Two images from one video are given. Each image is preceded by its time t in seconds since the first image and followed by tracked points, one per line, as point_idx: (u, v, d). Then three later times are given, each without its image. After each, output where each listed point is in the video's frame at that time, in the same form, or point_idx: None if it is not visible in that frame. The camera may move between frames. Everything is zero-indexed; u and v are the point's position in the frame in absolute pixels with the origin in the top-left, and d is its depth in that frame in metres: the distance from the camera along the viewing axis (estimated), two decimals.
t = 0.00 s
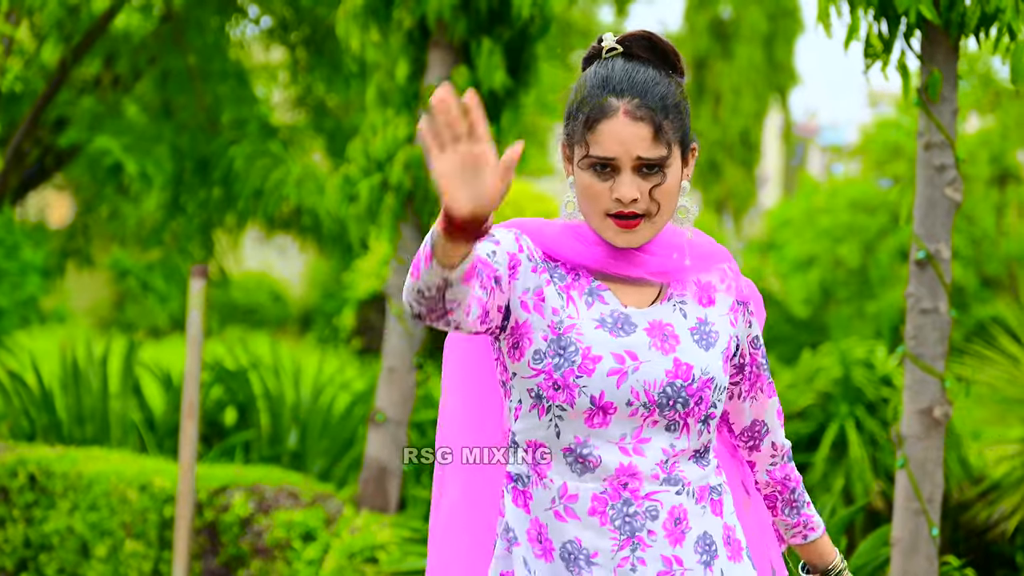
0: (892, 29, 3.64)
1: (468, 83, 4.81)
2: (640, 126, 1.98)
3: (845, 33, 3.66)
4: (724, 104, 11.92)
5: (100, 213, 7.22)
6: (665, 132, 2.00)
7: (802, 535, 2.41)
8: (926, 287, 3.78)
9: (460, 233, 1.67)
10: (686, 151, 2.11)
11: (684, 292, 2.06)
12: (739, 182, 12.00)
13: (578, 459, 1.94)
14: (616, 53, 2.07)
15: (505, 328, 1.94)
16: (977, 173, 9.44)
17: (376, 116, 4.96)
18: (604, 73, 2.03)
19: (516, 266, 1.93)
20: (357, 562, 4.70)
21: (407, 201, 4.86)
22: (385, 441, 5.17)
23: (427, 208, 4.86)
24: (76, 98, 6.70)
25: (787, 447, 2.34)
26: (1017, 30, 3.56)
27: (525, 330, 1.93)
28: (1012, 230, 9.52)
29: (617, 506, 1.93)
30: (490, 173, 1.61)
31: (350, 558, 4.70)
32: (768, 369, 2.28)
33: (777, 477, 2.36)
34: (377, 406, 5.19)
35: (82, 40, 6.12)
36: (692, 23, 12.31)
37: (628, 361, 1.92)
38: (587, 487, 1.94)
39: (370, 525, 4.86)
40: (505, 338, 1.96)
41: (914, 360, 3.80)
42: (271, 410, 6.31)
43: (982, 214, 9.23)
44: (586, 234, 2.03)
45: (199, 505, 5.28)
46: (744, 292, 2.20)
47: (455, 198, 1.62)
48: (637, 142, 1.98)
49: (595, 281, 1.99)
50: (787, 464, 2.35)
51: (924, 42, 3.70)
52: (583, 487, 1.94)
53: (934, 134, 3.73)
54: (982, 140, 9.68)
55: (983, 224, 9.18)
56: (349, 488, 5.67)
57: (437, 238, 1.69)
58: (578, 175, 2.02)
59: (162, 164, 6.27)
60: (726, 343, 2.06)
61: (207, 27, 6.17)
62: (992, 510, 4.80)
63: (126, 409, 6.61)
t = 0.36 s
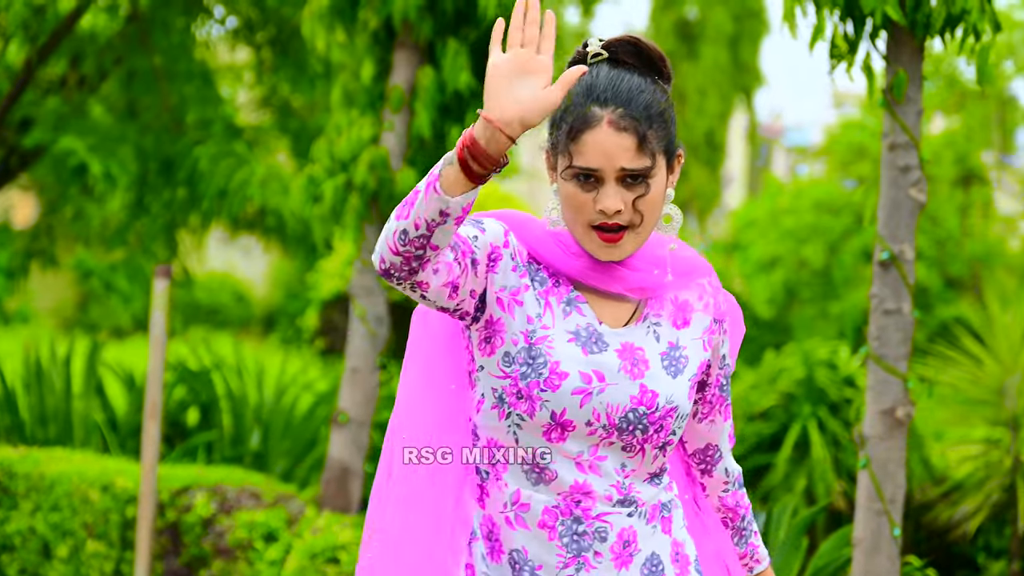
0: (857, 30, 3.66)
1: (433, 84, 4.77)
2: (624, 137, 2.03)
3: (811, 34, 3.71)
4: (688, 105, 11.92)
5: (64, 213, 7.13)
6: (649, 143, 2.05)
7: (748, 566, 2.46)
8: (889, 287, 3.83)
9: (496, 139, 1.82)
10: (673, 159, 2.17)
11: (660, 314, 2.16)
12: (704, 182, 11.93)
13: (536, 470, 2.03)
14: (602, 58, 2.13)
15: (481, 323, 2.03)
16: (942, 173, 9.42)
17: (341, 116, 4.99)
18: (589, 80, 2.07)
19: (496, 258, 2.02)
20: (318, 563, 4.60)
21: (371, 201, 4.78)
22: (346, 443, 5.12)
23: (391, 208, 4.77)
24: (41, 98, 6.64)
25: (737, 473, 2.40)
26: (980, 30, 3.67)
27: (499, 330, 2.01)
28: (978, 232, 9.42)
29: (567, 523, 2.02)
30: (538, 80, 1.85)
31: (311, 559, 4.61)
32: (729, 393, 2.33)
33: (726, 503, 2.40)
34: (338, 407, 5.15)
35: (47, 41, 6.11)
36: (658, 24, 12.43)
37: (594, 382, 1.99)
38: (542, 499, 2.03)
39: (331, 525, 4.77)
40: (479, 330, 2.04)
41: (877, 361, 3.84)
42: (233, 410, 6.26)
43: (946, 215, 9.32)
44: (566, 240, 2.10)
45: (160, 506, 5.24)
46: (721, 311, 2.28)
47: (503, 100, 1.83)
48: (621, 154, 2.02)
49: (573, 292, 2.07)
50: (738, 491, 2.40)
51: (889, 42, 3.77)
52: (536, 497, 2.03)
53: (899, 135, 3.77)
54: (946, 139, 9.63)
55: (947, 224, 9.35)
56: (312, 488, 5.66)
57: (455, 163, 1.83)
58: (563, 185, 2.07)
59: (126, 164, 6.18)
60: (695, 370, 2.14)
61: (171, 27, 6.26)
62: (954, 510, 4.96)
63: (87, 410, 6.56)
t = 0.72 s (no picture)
0: (773, 27, 3.62)
1: (350, 80, 4.70)
2: (539, 147, 1.94)
3: (727, 31, 3.70)
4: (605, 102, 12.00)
5: None
6: (564, 150, 1.96)
7: (692, 546, 2.42)
8: (804, 285, 3.79)
9: (380, 196, 1.76)
10: (588, 162, 2.07)
11: (572, 315, 2.07)
12: (619, 179, 12.15)
13: (441, 474, 1.95)
14: (520, 61, 2.04)
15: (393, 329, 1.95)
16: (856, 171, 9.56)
17: (257, 112, 4.87)
18: (505, 86, 1.98)
19: (405, 265, 1.94)
20: (233, 560, 4.51)
21: (288, 197, 4.70)
22: (261, 439, 5.00)
23: (308, 205, 4.71)
24: None
25: (671, 456, 2.35)
26: (897, 26, 3.57)
27: (407, 337, 1.94)
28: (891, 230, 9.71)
29: (473, 526, 1.94)
30: (426, 135, 1.78)
31: (226, 555, 4.52)
32: (655, 384, 2.25)
33: (660, 488, 2.36)
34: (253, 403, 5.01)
35: None
36: (575, 21, 12.44)
37: (500, 390, 1.91)
38: (446, 504, 1.95)
39: (246, 522, 4.68)
40: (389, 334, 1.96)
41: (793, 357, 3.83)
42: (148, 407, 6.07)
43: (861, 212, 9.49)
44: (480, 244, 2.01)
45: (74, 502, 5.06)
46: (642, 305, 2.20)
47: (387, 157, 1.76)
48: (536, 164, 1.93)
49: (483, 296, 1.98)
50: (675, 473, 2.36)
51: (806, 39, 3.67)
52: (443, 501, 1.95)
53: (815, 132, 3.72)
54: (862, 137, 9.90)
55: (863, 222, 9.50)
56: (227, 486, 5.54)
57: (340, 213, 1.77)
58: (476, 189, 1.98)
59: (41, 160, 5.82)
60: (607, 371, 2.05)
61: (89, 25, 5.95)
62: (869, 508, 5.26)
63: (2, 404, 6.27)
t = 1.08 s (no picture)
0: (732, 26, 3.61)
1: (309, 80, 4.65)
2: (504, 126, 1.80)
3: (686, 30, 3.68)
4: (565, 100, 12.01)
5: None
6: (529, 133, 1.83)
7: (655, 544, 2.24)
8: (766, 283, 3.76)
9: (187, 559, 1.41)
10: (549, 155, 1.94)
11: (537, 314, 1.90)
12: (580, 178, 12.19)
13: (411, 482, 1.80)
14: (478, 56, 1.88)
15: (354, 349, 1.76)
16: (818, 169, 9.58)
17: (217, 111, 4.80)
18: (464, 73, 1.83)
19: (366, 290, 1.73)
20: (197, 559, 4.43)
21: (249, 196, 4.65)
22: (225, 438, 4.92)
23: (268, 203, 4.66)
24: None
25: (637, 449, 2.18)
26: (856, 26, 3.57)
27: (366, 349, 1.75)
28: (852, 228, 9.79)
29: (446, 532, 1.81)
30: None
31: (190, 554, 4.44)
32: (622, 375, 2.09)
33: (624, 482, 2.19)
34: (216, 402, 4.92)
35: None
36: (534, 19, 12.40)
37: (467, 397, 1.76)
38: (418, 512, 1.81)
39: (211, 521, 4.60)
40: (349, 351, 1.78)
41: (755, 356, 3.79)
42: (111, 405, 5.93)
43: (821, 211, 9.55)
44: (447, 244, 1.83)
45: (38, 500, 4.85)
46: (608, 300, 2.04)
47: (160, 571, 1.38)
48: (501, 143, 1.80)
49: (447, 301, 1.80)
50: (641, 468, 2.19)
51: (764, 38, 3.67)
52: (415, 508, 1.81)
53: (775, 131, 3.69)
54: (822, 136, 9.85)
55: (824, 221, 9.57)
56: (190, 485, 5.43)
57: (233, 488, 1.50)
58: (439, 179, 1.82)
59: None
60: (573, 368, 1.90)
61: (48, 23, 5.83)
62: (834, 506, 5.35)
63: None
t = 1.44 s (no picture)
0: (732, 29, 3.61)
1: (308, 82, 4.65)
2: (503, 121, 1.82)
3: (685, 33, 3.68)
4: (565, 102, 12.03)
5: None
6: (528, 130, 1.84)
7: (651, 534, 2.25)
8: (766, 286, 3.76)
9: None
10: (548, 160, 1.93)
11: (534, 322, 1.87)
12: (579, 180, 12.21)
13: (411, 493, 1.82)
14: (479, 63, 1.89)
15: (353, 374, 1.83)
16: (817, 172, 9.59)
17: (217, 115, 4.79)
18: (464, 74, 1.86)
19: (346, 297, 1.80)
20: (197, 562, 4.43)
21: (248, 199, 4.64)
22: (225, 440, 4.91)
23: (268, 206, 4.65)
24: None
25: (639, 443, 2.18)
26: (855, 28, 3.56)
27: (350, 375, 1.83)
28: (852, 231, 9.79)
29: (447, 543, 1.82)
30: None
31: (191, 557, 4.45)
32: (622, 372, 2.08)
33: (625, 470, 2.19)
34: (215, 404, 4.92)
35: None
36: (534, 22, 12.40)
37: (458, 413, 1.77)
38: (418, 523, 1.82)
39: (210, 524, 4.60)
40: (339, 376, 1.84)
41: (755, 359, 3.78)
42: (111, 407, 5.92)
43: (820, 213, 9.55)
44: (443, 259, 1.84)
45: (38, 503, 4.88)
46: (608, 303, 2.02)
47: None
48: (501, 137, 1.81)
49: (439, 316, 1.81)
50: (640, 461, 2.19)
51: (764, 40, 3.67)
52: (416, 519, 1.82)
53: (774, 133, 3.69)
54: (822, 138, 9.84)
55: (823, 224, 9.58)
56: (189, 488, 5.43)
57: None
58: (436, 175, 1.84)
59: None
60: (568, 375, 1.88)
61: (47, 25, 5.82)
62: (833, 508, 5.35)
63: None
